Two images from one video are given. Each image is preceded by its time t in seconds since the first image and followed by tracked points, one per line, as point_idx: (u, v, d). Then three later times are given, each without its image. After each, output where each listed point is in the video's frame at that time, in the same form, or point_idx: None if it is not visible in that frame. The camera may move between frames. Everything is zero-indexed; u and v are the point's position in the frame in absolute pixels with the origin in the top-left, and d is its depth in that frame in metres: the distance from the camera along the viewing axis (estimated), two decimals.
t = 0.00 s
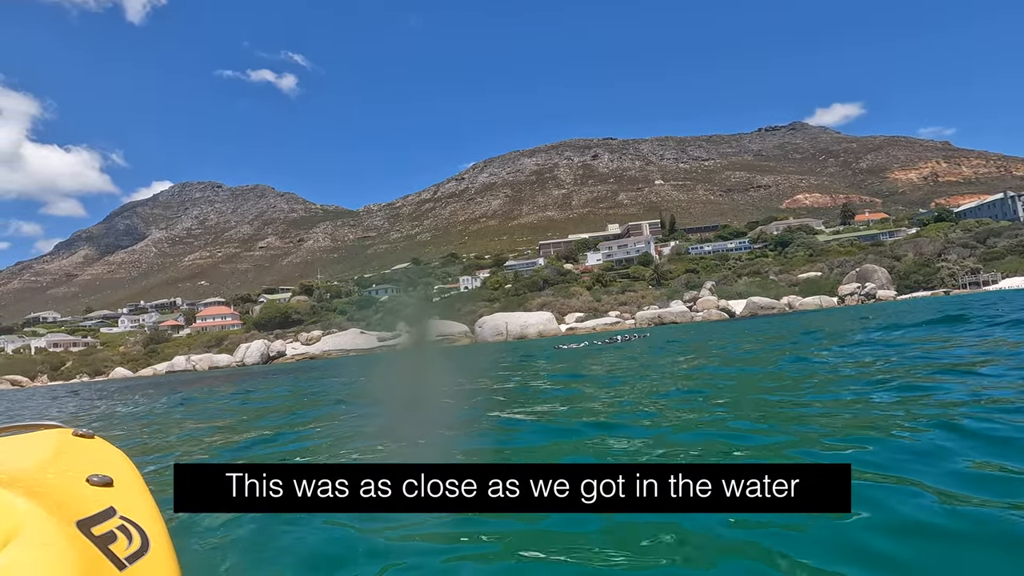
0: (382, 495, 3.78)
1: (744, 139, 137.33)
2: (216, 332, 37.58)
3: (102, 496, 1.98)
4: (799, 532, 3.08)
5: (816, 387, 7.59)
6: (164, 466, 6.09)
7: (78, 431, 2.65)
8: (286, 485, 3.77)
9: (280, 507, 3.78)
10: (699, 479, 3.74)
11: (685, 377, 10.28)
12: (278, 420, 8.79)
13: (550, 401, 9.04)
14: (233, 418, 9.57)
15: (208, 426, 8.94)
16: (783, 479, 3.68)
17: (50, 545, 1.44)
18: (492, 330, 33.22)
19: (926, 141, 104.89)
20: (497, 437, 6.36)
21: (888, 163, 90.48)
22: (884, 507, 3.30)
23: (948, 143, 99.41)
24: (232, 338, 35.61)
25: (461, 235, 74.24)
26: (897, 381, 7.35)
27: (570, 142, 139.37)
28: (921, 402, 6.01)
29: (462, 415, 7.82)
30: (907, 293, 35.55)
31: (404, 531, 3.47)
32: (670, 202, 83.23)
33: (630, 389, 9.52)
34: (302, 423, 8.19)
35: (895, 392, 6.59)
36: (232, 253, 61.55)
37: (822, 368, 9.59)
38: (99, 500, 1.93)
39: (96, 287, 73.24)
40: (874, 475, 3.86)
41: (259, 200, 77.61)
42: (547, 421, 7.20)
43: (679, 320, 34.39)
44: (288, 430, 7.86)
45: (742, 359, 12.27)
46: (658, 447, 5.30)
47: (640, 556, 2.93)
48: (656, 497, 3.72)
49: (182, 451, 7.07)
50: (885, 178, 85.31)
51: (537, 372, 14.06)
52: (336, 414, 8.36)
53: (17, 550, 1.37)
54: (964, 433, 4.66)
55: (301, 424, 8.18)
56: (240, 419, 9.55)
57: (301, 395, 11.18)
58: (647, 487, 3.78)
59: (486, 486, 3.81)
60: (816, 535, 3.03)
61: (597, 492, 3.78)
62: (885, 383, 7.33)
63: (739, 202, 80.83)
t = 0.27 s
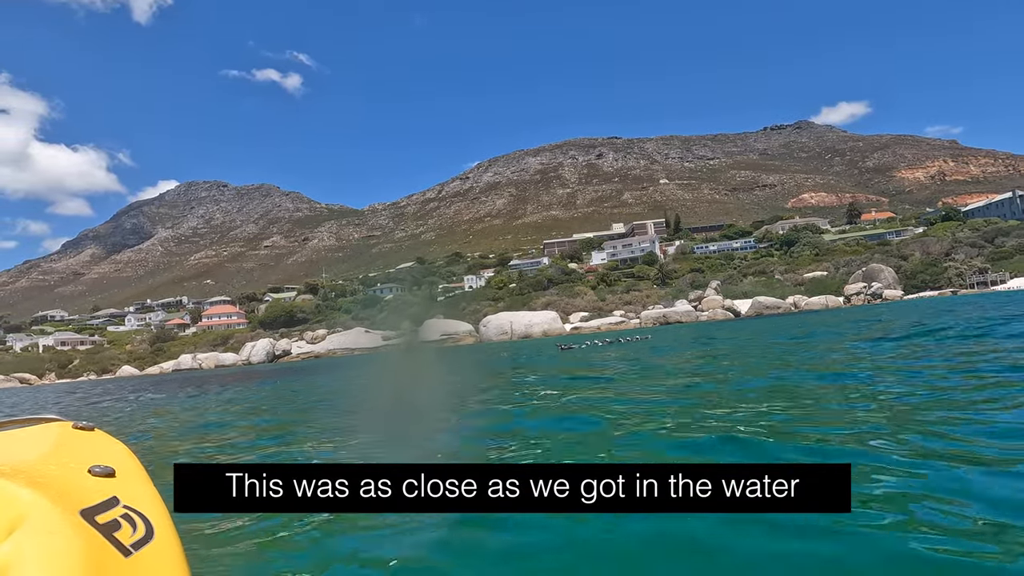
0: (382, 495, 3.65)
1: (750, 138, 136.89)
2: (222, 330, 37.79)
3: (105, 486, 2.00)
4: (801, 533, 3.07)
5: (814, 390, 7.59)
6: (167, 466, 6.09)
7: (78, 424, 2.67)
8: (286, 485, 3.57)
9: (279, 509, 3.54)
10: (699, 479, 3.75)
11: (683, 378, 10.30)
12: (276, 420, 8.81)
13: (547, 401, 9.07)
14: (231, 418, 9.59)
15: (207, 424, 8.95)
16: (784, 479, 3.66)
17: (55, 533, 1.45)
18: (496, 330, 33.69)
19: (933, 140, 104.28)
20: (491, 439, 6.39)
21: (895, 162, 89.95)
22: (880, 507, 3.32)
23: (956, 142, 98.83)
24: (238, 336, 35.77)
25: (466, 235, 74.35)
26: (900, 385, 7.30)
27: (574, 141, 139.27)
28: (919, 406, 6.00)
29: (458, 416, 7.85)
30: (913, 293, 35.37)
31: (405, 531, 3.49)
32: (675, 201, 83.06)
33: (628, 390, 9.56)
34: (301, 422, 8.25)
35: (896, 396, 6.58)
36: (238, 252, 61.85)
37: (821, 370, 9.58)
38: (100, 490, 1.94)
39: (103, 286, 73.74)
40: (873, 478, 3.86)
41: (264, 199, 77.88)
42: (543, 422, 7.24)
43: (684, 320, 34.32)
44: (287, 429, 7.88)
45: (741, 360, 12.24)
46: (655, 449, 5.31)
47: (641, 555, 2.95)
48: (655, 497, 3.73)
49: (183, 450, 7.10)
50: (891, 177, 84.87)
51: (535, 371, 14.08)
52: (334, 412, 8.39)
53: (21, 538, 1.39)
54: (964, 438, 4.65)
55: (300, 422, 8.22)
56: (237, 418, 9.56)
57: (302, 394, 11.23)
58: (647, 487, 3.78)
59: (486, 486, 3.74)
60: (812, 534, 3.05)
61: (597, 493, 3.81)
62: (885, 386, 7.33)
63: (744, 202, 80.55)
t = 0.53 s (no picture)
0: (382, 495, 3.62)
1: (755, 137, 136.37)
2: (228, 328, 37.98)
3: (108, 481, 2.01)
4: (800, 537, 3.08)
5: (811, 390, 7.60)
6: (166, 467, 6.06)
7: (79, 420, 2.69)
8: (286, 485, 3.47)
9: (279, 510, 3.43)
10: (699, 478, 3.74)
11: (674, 380, 10.30)
12: (262, 422, 8.79)
13: (533, 403, 9.07)
14: (219, 419, 9.55)
15: (195, 426, 8.93)
16: (784, 479, 3.66)
17: (63, 527, 1.46)
18: (501, 330, 34.37)
19: (941, 139, 103.56)
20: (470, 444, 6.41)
21: (902, 161, 89.34)
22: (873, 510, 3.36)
23: (964, 141, 98.12)
24: (243, 334, 35.88)
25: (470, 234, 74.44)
26: (898, 386, 7.33)
27: (579, 139, 139.11)
28: (916, 407, 6.02)
29: (438, 419, 7.85)
30: (921, 293, 35.16)
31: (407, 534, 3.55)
32: (680, 201, 82.82)
33: (613, 391, 9.56)
34: (285, 425, 8.23)
35: (894, 397, 6.60)
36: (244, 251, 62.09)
37: (812, 371, 9.58)
38: (106, 486, 1.95)
39: (111, 284, 74.28)
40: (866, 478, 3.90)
41: (270, 197, 78.12)
42: (524, 426, 7.25)
43: (690, 319, 34.21)
44: (272, 432, 7.89)
45: (740, 360, 12.18)
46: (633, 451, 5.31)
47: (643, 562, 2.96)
48: (655, 497, 3.75)
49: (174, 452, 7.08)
50: (898, 176, 84.37)
51: (530, 373, 14.05)
52: (319, 412, 8.40)
53: (32, 531, 1.39)
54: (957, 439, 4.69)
55: (286, 424, 8.21)
56: (227, 419, 9.54)
57: (294, 393, 11.20)
58: (647, 487, 3.79)
59: (486, 486, 3.78)
60: (810, 538, 3.08)
61: (596, 492, 3.83)
62: (887, 387, 7.33)
63: (749, 201, 80.23)
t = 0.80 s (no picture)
0: (382, 495, 3.60)
1: (761, 136, 135.88)
2: (234, 326, 38.11)
3: (110, 482, 2.03)
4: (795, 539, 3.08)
5: (811, 391, 7.58)
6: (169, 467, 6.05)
7: (78, 420, 2.72)
8: (286, 485, 3.47)
9: (278, 509, 3.46)
10: (699, 478, 3.74)
11: (673, 379, 10.24)
12: (257, 424, 8.76)
13: (527, 404, 9.01)
14: (215, 421, 9.54)
15: (191, 428, 8.90)
16: (783, 478, 3.65)
17: (67, 530, 1.47)
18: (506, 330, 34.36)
19: (948, 138, 102.95)
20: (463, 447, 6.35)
21: (909, 161, 88.81)
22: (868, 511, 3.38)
23: (971, 140, 97.46)
24: (248, 333, 36.00)
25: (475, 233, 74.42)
26: (899, 387, 7.32)
27: (583, 138, 138.92)
28: (915, 407, 6.01)
29: (429, 420, 7.82)
30: (928, 293, 34.99)
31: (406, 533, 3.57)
32: (685, 200, 82.59)
33: (608, 392, 9.49)
34: (278, 427, 8.22)
35: (894, 397, 6.59)
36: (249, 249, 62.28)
37: (811, 371, 9.53)
38: (109, 486, 1.98)
39: (117, 282, 74.69)
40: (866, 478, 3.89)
41: (275, 196, 78.38)
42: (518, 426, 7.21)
43: (695, 319, 34.10)
44: (265, 434, 7.85)
45: (741, 361, 12.09)
46: (626, 452, 5.26)
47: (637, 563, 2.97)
48: (655, 497, 3.76)
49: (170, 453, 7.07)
50: (905, 175, 83.86)
51: (531, 373, 13.96)
52: (313, 412, 8.36)
53: (36, 532, 1.40)
54: (956, 438, 4.68)
55: (280, 426, 8.18)
56: (223, 420, 9.51)
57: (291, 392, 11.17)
58: (647, 487, 3.79)
59: (486, 486, 3.77)
60: (808, 539, 3.07)
61: (596, 493, 3.81)
62: (894, 388, 7.26)
63: (755, 200, 79.94)
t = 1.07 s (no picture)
0: (382, 495, 3.55)
1: (767, 136, 135.31)
2: (240, 325, 38.26)
3: (123, 486, 2.05)
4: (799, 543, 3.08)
5: (810, 392, 7.58)
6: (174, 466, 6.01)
7: (88, 424, 2.74)
8: (287, 485, 3.37)
9: (278, 510, 3.37)
10: (698, 479, 3.76)
11: (671, 380, 10.22)
12: (256, 424, 8.76)
13: (525, 404, 9.01)
14: (215, 421, 9.53)
15: (192, 429, 8.91)
16: (783, 479, 3.66)
17: (84, 533, 1.49)
18: (510, 329, 34.33)
19: (955, 137, 102.23)
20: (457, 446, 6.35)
21: (916, 160, 88.25)
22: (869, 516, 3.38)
23: (979, 139, 96.73)
24: (254, 332, 36.15)
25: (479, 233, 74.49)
26: (900, 388, 7.31)
27: (588, 138, 138.74)
28: (913, 409, 6.02)
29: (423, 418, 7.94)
30: (935, 293, 34.78)
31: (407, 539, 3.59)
32: (690, 200, 82.36)
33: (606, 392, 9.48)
34: (277, 427, 8.21)
35: (895, 399, 6.60)
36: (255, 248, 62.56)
37: (808, 372, 9.52)
38: (121, 491, 1.99)
39: (124, 281, 75.17)
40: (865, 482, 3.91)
41: (280, 196, 78.67)
42: (513, 427, 7.19)
43: (700, 319, 33.98)
44: (264, 434, 7.85)
45: (742, 362, 12.06)
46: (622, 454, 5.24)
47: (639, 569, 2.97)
48: (655, 497, 3.76)
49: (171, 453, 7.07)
50: (912, 175, 83.37)
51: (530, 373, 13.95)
52: (311, 410, 8.36)
53: (55, 537, 1.42)
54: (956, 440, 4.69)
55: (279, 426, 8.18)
56: (222, 421, 9.50)
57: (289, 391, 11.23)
58: (647, 487, 3.78)
59: (486, 486, 3.73)
60: (809, 543, 3.08)
61: (596, 492, 3.80)
62: (899, 390, 7.24)
63: (760, 200, 79.67)
